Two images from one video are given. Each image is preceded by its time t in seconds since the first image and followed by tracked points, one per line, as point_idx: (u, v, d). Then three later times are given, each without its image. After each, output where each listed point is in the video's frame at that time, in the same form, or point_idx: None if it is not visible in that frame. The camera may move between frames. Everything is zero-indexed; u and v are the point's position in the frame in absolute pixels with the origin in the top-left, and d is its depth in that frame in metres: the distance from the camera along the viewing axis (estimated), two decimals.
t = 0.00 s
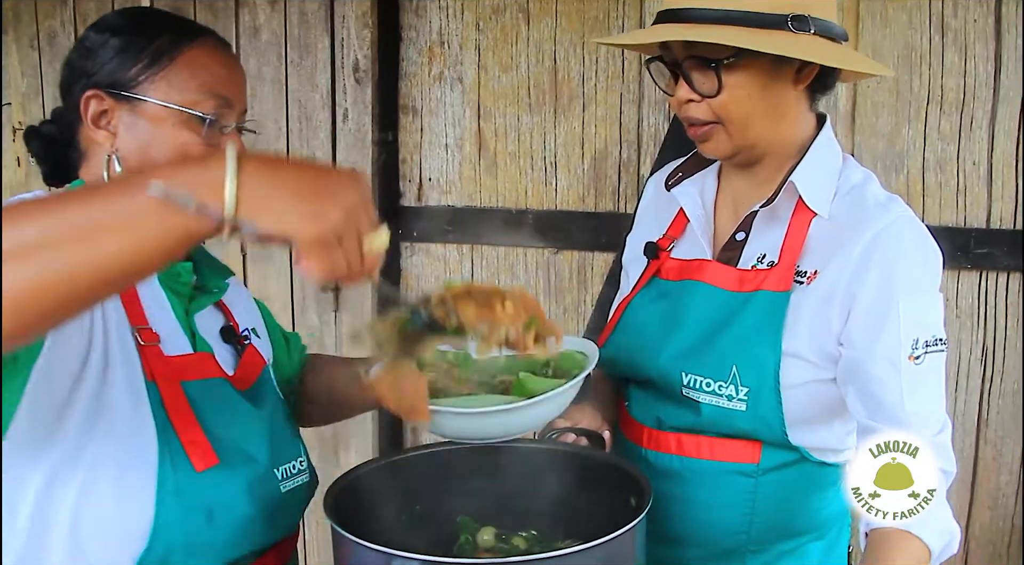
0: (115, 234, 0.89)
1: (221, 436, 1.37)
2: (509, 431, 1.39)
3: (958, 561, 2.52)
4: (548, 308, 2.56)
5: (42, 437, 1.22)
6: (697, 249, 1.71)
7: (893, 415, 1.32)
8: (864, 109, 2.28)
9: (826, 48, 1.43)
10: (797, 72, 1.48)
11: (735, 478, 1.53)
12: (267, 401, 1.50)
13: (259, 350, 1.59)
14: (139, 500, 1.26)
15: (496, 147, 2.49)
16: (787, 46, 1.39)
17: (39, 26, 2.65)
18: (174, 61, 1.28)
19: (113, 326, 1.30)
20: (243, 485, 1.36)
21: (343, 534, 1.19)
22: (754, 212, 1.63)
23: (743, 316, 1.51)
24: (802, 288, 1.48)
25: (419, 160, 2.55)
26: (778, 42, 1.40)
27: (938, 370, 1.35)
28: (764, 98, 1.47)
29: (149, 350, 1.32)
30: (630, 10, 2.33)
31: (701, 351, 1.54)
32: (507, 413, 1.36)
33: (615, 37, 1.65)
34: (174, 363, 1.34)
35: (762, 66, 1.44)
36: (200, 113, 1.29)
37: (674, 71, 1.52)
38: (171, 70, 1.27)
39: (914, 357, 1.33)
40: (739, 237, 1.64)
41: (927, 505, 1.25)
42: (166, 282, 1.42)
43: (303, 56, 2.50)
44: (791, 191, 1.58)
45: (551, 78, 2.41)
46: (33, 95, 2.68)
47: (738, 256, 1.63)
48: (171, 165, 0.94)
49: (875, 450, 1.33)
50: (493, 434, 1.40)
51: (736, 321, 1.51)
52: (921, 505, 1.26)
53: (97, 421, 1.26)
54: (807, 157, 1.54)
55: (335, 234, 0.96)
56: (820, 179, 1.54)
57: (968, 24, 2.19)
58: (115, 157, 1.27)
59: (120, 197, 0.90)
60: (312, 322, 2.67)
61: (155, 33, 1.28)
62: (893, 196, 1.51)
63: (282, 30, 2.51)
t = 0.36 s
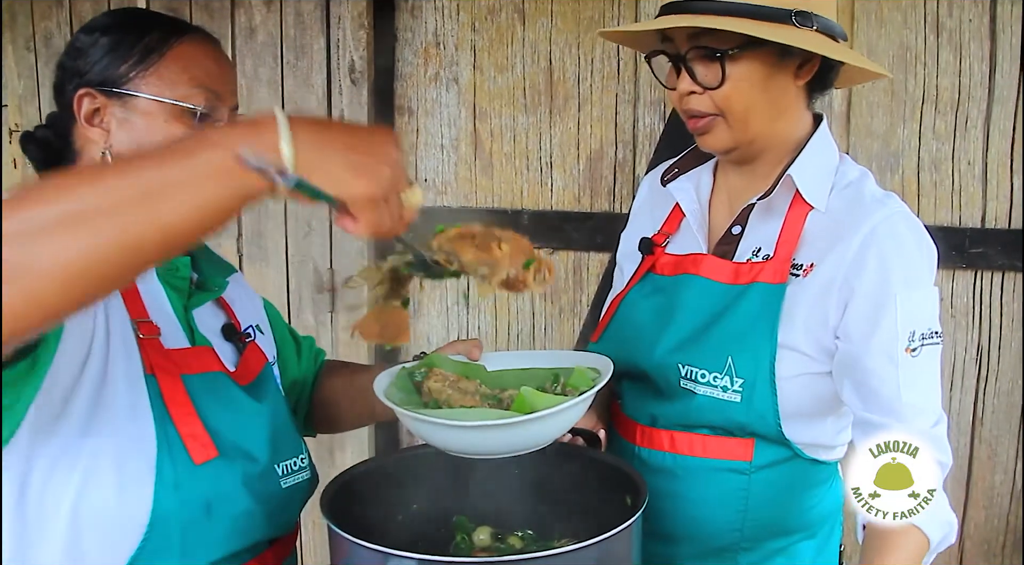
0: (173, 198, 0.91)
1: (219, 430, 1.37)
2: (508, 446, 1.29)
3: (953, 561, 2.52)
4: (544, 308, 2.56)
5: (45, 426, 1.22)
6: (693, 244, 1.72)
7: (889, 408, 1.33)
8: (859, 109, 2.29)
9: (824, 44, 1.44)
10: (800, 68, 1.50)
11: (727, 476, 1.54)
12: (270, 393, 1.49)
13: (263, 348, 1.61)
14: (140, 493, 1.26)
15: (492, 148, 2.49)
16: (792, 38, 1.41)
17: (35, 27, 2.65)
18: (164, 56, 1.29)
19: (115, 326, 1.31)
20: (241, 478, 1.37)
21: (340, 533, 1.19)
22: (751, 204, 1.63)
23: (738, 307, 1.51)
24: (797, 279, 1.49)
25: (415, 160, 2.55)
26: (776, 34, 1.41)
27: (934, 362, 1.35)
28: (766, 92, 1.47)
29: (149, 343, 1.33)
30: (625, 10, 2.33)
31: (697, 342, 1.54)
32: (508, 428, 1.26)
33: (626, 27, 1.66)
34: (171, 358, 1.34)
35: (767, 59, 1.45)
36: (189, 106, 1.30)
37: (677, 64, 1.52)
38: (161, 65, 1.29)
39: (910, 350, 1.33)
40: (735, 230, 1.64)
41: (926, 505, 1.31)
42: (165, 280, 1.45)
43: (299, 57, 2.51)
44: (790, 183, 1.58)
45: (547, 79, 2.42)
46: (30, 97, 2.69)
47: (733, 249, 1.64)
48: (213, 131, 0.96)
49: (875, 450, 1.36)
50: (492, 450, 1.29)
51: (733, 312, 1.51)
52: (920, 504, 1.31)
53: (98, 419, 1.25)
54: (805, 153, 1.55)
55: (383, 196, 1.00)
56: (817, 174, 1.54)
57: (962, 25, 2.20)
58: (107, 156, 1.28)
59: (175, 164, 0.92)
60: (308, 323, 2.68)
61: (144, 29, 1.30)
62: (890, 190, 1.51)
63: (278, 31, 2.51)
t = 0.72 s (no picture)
0: (262, 343, 0.99)
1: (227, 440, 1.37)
2: (507, 448, 1.29)
3: (953, 559, 2.52)
4: (542, 308, 2.55)
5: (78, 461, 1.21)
6: (688, 245, 1.71)
7: (885, 405, 1.33)
8: (857, 108, 2.29)
9: (817, 42, 1.44)
10: (791, 66, 1.50)
11: (726, 474, 1.53)
12: (274, 403, 1.51)
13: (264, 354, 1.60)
14: (148, 507, 1.26)
15: (490, 147, 2.49)
16: (785, 36, 1.41)
17: (31, 28, 2.65)
18: (186, 62, 1.29)
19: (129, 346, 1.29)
20: (252, 488, 1.38)
21: (337, 534, 1.19)
22: (744, 204, 1.63)
23: (735, 308, 1.50)
24: (793, 278, 1.48)
25: (414, 160, 2.54)
26: (767, 32, 1.41)
27: (929, 357, 1.35)
28: (756, 90, 1.47)
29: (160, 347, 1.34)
30: (623, 9, 2.33)
31: (694, 342, 1.53)
32: (513, 428, 1.26)
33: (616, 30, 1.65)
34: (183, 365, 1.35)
35: (756, 57, 1.45)
36: (209, 114, 1.29)
37: (668, 64, 1.51)
38: (182, 71, 1.28)
39: (906, 347, 1.32)
40: (729, 230, 1.63)
41: (926, 505, 1.31)
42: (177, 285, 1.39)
43: (296, 56, 2.51)
44: (783, 182, 1.58)
45: (545, 78, 2.41)
46: (26, 97, 2.69)
47: (727, 249, 1.63)
48: (318, 278, 1.04)
49: (875, 450, 1.34)
50: (492, 450, 1.29)
51: (729, 312, 1.51)
52: (920, 504, 1.32)
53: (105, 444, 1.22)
54: (798, 152, 1.55)
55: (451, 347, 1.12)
56: (810, 172, 1.54)
57: (960, 22, 2.19)
58: (128, 159, 1.27)
59: (282, 306, 1.00)
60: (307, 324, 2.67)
61: (166, 34, 1.29)
62: (882, 186, 1.51)
63: (275, 31, 2.51)
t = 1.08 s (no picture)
0: (284, 284, 1.00)
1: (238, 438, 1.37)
2: (517, 445, 1.29)
3: (958, 560, 2.50)
4: (545, 309, 2.54)
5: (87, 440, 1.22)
6: (691, 245, 1.70)
7: (891, 403, 1.32)
8: (861, 107, 2.28)
9: (817, 42, 1.44)
10: (791, 65, 1.49)
11: (731, 474, 1.52)
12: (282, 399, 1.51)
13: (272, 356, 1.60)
14: (159, 495, 1.26)
15: (493, 148, 2.48)
16: (786, 36, 1.41)
17: (34, 28, 2.64)
18: (205, 67, 1.29)
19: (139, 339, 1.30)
20: (262, 487, 1.37)
21: (337, 533, 1.19)
22: (747, 204, 1.62)
23: (741, 306, 1.49)
24: (797, 278, 1.47)
25: (416, 161, 2.54)
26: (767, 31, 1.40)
27: (935, 354, 1.34)
28: (755, 91, 1.46)
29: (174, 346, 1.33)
30: (626, 9, 2.32)
31: (699, 341, 1.52)
32: (517, 427, 1.26)
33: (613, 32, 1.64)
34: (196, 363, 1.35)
35: (755, 57, 1.44)
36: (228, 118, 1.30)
37: (667, 66, 1.50)
38: (202, 75, 1.29)
39: (911, 345, 1.32)
40: (732, 230, 1.62)
41: (925, 506, 1.30)
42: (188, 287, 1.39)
43: (299, 57, 2.50)
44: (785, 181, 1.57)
45: (548, 78, 2.41)
46: (28, 98, 2.68)
47: (730, 248, 1.62)
48: (335, 217, 1.05)
49: (875, 450, 1.34)
50: (500, 449, 1.28)
51: (734, 312, 1.50)
52: (920, 504, 1.31)
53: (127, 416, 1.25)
54: (799, 151, 1.54)
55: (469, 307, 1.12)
56: (813, 172, 1.53)
57: (965, 22, 2.18)
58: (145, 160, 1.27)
59: (314, 239, 1.02)
60: (309, 325, 2.66)
61: (187, 38, 1.29)
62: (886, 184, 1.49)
63: (278, 32, 2.50)
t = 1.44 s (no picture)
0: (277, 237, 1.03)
1: (241, 438, 1.38)
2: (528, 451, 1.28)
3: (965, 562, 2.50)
4: (552, 310, 2.55)
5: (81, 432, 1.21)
6: (700, 246, 1.70)
7: (901, 402, 1.32)
8: (868, 109, 2.28)
9: (826, 43, 1.44)
10: (799, 68, 1.49)
11: (738, 474, 1.52)
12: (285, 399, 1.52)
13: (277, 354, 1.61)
14: (163, 499, 1.26)
15: (500, 150, 2.48)
16: (796, 39, 1.41)
17: (44, 30, 2.66)
18: (210, 69, 1.31)
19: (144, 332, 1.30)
20: (265, 488, 1.38)
21: (343, 536, 1.19)
22: (755, 206, 1.62)
23: (750, 308, 1.49)
24: (807, 280, 1.48)
25: (424, 162, 2.55)
26: (779, 35, 1.40)
27: (944, 356, 1.35)
28: (766, 94, 1.47)
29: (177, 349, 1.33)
30: (633, 11, 2.33)
31: (708, 342, 1.53)
32: (532, 435, 1.25)
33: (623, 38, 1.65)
34: (200, 364, 1.36)
35: (766, 60, 1.44)
36: (232, 121, 1.31)
37: (676, 70, 1.50)
38: (207, 77, 1.30)
39: (921, 345, 1.32)
40: (742, 232, 1.63)
41: (925, 506, 1.30)
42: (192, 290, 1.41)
43: (307, 59, 2.51)
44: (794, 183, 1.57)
45: (555, 80, 2.41)
46: (38, 99, 2.70)
47: (740, 250, 1.62)
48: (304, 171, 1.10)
49: (875, 450, 1.35)
50: (513, 454, 1.29)
51: (742, 314, 1.50)
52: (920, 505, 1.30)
53: (135, 394, 1.26)
54: (808, 152, 1.54)
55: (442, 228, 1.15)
56: (822, 173, 1.53)
57: (972, 23, 2.18)
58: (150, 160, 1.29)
59: (305, 183, 1.08)
60: (316, 325, 2.67)
61: (194, 39, 1.31)
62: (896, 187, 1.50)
63: (286, 34, 2.51)
